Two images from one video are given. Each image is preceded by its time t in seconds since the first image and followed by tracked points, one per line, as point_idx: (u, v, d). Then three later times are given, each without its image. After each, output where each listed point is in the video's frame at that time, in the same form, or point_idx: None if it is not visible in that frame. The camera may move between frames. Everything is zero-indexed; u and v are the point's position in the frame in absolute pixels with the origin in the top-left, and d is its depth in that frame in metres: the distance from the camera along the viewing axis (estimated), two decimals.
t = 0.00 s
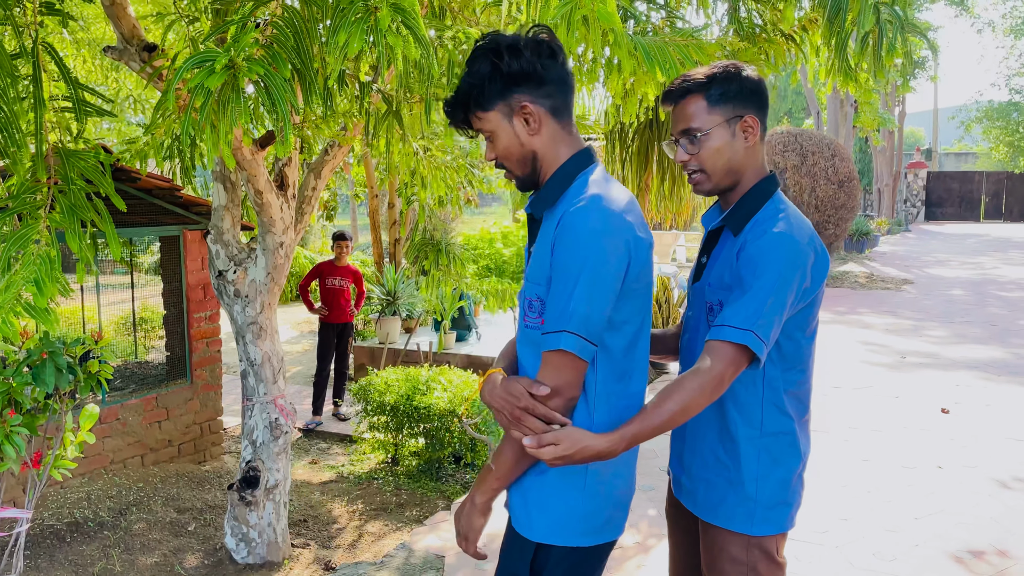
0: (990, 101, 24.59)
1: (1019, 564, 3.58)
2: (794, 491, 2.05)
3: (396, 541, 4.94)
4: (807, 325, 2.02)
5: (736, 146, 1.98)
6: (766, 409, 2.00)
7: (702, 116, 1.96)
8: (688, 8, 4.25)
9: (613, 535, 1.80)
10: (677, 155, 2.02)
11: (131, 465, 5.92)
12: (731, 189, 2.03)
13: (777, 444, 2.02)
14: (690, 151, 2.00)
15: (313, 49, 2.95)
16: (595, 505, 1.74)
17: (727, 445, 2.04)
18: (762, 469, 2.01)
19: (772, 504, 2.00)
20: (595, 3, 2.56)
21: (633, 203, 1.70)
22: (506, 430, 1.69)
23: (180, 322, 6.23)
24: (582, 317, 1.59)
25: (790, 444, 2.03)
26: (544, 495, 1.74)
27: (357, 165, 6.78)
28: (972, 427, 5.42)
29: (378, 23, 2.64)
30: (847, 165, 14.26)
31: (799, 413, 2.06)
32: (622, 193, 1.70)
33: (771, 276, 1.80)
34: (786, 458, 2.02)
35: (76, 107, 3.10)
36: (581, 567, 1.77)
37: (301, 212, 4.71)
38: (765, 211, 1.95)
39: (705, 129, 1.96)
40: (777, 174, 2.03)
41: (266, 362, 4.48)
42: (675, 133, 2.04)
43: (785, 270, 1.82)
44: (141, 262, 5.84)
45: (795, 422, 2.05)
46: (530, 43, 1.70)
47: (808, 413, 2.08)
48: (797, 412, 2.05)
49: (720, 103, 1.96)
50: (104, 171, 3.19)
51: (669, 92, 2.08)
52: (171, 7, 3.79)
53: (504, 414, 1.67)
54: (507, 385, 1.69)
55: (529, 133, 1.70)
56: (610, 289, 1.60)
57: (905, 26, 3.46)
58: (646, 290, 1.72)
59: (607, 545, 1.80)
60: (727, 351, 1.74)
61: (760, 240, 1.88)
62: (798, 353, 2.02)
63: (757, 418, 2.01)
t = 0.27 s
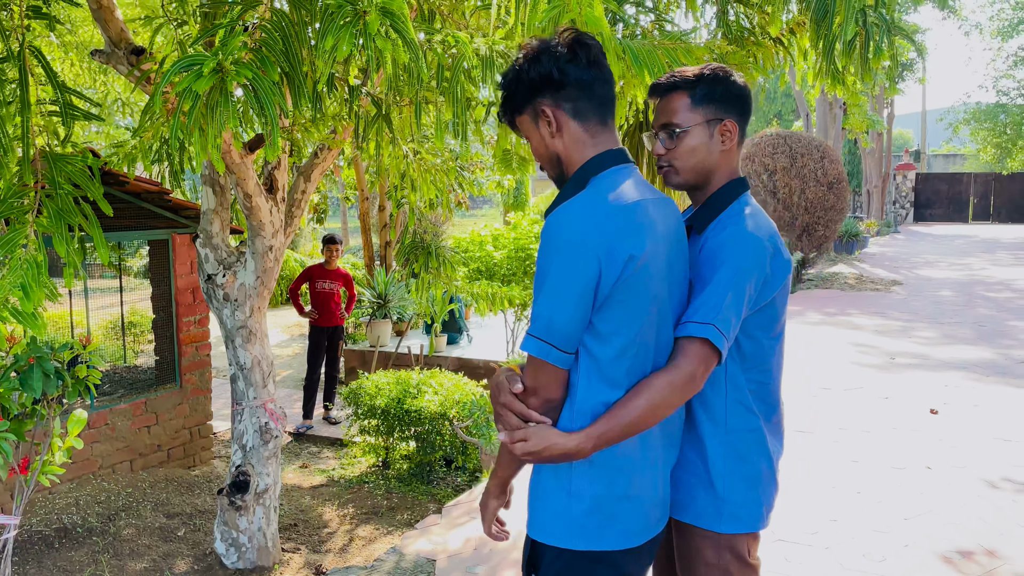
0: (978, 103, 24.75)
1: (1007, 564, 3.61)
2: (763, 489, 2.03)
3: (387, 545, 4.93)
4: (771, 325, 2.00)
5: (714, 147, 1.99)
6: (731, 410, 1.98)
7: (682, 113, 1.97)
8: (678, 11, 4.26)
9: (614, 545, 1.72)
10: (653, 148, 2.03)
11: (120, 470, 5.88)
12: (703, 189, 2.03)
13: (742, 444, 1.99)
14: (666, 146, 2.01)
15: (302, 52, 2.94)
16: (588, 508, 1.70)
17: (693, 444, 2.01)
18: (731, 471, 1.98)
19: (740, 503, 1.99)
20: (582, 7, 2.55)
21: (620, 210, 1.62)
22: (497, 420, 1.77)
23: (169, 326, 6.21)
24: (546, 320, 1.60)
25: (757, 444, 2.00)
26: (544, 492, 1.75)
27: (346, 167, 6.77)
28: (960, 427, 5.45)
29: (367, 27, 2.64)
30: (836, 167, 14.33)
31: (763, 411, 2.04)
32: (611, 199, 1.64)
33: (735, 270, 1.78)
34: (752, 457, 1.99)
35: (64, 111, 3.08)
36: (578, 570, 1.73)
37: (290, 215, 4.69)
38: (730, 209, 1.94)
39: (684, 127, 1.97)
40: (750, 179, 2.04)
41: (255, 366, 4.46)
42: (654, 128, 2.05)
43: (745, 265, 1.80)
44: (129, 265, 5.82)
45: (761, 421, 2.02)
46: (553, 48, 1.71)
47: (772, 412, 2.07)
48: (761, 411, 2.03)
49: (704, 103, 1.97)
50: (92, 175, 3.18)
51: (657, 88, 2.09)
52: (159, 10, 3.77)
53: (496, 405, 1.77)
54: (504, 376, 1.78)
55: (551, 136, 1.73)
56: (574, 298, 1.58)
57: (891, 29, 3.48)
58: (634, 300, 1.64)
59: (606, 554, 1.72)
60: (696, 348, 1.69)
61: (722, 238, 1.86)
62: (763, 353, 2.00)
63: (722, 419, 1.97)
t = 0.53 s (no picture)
0: (965, 104, 24.91)
1: (996, 563, 3.63)
2: (751, 495, 1.95)
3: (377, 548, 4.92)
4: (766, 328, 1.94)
5: (699, 150, 1.98)
6: (724, 409, 1.94)
7: (667, 115, 1.96)
8: (667, 14, 4.28)
9: (615, 559, 1.59)
10: (638, 149, 2.02)
11: (108, 473, 5.84)
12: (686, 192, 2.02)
13: (733, 446, 1.93)
14: (651, 147, 2.00)
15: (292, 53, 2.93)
16: (589, 517, 1.59)
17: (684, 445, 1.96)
18: (718, 471, 1.92)
19: (725, 507, 1.91)
20: (570, 9, 2.56)
21: (616, 214, 1.52)
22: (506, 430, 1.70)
23: (158, 329, 6.18)
24: (540, 331, 1.53)
25: (746, 447, 1.94)
26: (548, 497, 1.65)
27: (336, 168, 6.76)
28: (949, 427, 5.47)
29: (356, 28, 2.64)
30: (825, 168, 14.42)
31: (755, 416, 1.98)
32: (608, 202, 1.54)
33: (736, 266, 1.70)
34: (742, 461, 1.92)
35: (51, 112, 3.06)
36: None
37: (280, 217, 4.68)
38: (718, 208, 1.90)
39: (670, 129, 1.96)
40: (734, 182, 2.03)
41: (245, 368, 4.45)
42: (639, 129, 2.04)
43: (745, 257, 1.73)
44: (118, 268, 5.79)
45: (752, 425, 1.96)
46: (554, 52, 1.64)
47: (764, 417, 2.00)
48: (752, 415, 1.97)
49: (687, 104, 1.95)
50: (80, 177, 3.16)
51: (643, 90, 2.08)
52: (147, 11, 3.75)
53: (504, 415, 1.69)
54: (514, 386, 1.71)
55: (554, 142, 1.67)
56: (569, 308, 1.50)
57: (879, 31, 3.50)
58: (634, 310, 1.53)
59: (607, 567, 1.60)
60: (711, 349, 1.62)
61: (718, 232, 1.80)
62: (755, 355, 1.94)
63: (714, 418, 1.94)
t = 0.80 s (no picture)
0: (953, 104, 25.05)
1: (983, 560, 3.65)
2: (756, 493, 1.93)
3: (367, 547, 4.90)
4: (765, 324, 1.93)
5: (706, 149, 1.97)
6: (727, 407, 1.91)
7: (678, 112, 1.95)
8: (657, 13, 4.27)
9: (608, 558, 1.58)
10: (645, 144, 2.00)
11: (96, 474, 5.80)
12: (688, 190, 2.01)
13: (736, 444, 1.90)
14: (659, 143, 1.98)
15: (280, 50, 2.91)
16: (581, 514, 1.58)
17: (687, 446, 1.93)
18: (723, 471, 1.89)
19: (732, 506, 1.88)
20: (560, 7, 2.55)
21: (613, 211, 1.52)
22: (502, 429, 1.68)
23: (146, 328, 6.14)
24: (535, 328, 1.53)
25: (749, 444, 1.92)
26: (545, 499, 1.64)
27: (327, 168, 6.75)
28: (938, 425, 5.50)
29: (345, 26, 2.63)
30: (815, 167, 14.46)
31: (755, 413, 1.97)
32: (605, 199, 1.54)
33: (737, 264, 1.69)
34: (745, 457, 1.90)
35: (37, 110, 3.03)
36: None
37: (269, 216, 4.65)
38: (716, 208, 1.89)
39: (680, 126, 1.95)
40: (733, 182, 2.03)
41: (234, 367, 4.42)
42: (645, 124, 2.02)
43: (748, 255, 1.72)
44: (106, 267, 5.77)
45: (754, 423, 1.95)
46: (551, 52, 1.65)
47: (763, 414, 1.99)
48: (752, 412, 1.96)
49: (701, 104, 1.95)
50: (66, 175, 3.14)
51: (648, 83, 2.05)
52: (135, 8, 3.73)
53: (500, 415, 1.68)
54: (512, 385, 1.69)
55: (552, 141, 1.66)
56: (565, 304, 1.50)
57: (868, 30, 3.50)
58: (631, 307, 1.52)
59: (599, 566, 1.58)
60: (711, 345, 1.61)
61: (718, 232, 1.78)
62: (755, 351, 1.94)
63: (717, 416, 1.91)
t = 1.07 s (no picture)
0: (941, 102, 25.20)
1: (968, 555, 3.68)
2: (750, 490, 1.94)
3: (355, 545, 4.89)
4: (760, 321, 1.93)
5: (693, 145, 1.96)
6: (723, 405, 1.90)
7: (661, 112, 1.94)
8: (646, 9, 4.27)
9: (601, 554, 1.56)
10: (633, 146, 2.00)
11: (82, 472, 5.76)
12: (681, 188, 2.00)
13: (732, 441, 1.90)
14: (646, 144, 1.98)
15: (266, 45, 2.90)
16: (574, 509, 1.56)
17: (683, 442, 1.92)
18: (719, 468, 1.88)
19: (727, 503, 1.88)
20: (549, 2, 2.55)
21: (607, 204, 1.52)
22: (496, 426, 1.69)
23: (132, 325, 6.11)
24: (527, 320, 1.53)
25: (745, 441, 1.91)
26: (537, 494, 1.63)
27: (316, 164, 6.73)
28: (924, 421, 5.54)
29: (332, 21, 2.62)
30: (803, 165, 14.52)
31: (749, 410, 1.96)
32: (599, 192, 1.54)
33: (732, 259, 1.69)
34: (740, 454, 1.90)
35: (21, 105, 3.01)
36: None
37: (256, 212, 4.63)
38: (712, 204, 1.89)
39: (665, 126, 1.94)
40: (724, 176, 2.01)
41: (221, 364, 4.40)
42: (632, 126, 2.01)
43: (743, 250, 1.71)
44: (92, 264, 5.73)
45: (749, 419, 1.94)
46: (545, 49, 1.64)
47: (756, 410, 1.99)
48: (747, 409, 1.95)
49: (682, 100, 1.93)
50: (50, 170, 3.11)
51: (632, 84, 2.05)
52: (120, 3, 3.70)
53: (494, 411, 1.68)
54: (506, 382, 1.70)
55: (548, 138, 1.66)
56: (559, 296, 1.50)
57: (856, 28, 3.51)
58: (624, 299, 1.52)
59: (592, 562, 1.57)
60: (705, 337, 1.60)
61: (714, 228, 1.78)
62: (749, 347, 1.94)
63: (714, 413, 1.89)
